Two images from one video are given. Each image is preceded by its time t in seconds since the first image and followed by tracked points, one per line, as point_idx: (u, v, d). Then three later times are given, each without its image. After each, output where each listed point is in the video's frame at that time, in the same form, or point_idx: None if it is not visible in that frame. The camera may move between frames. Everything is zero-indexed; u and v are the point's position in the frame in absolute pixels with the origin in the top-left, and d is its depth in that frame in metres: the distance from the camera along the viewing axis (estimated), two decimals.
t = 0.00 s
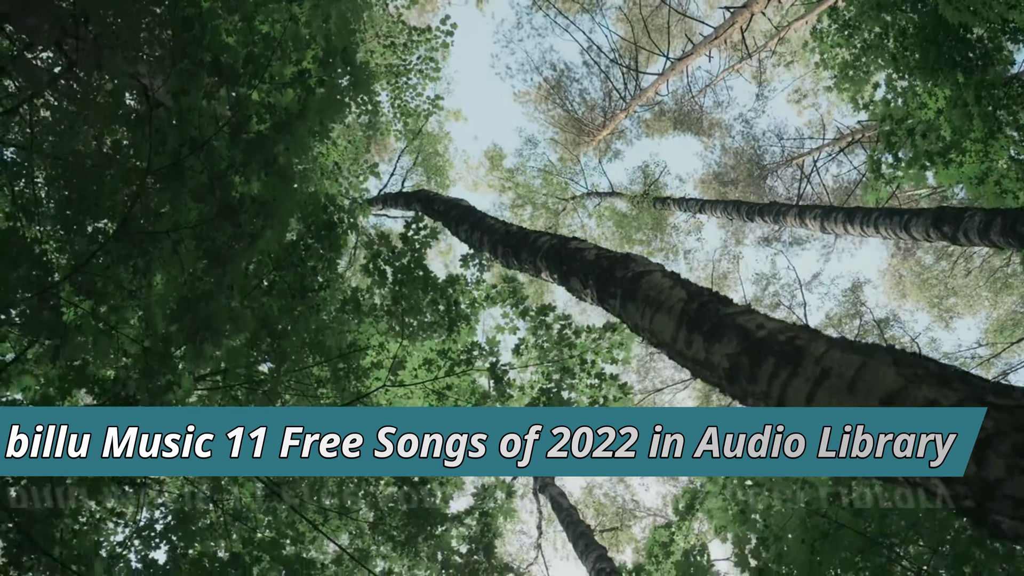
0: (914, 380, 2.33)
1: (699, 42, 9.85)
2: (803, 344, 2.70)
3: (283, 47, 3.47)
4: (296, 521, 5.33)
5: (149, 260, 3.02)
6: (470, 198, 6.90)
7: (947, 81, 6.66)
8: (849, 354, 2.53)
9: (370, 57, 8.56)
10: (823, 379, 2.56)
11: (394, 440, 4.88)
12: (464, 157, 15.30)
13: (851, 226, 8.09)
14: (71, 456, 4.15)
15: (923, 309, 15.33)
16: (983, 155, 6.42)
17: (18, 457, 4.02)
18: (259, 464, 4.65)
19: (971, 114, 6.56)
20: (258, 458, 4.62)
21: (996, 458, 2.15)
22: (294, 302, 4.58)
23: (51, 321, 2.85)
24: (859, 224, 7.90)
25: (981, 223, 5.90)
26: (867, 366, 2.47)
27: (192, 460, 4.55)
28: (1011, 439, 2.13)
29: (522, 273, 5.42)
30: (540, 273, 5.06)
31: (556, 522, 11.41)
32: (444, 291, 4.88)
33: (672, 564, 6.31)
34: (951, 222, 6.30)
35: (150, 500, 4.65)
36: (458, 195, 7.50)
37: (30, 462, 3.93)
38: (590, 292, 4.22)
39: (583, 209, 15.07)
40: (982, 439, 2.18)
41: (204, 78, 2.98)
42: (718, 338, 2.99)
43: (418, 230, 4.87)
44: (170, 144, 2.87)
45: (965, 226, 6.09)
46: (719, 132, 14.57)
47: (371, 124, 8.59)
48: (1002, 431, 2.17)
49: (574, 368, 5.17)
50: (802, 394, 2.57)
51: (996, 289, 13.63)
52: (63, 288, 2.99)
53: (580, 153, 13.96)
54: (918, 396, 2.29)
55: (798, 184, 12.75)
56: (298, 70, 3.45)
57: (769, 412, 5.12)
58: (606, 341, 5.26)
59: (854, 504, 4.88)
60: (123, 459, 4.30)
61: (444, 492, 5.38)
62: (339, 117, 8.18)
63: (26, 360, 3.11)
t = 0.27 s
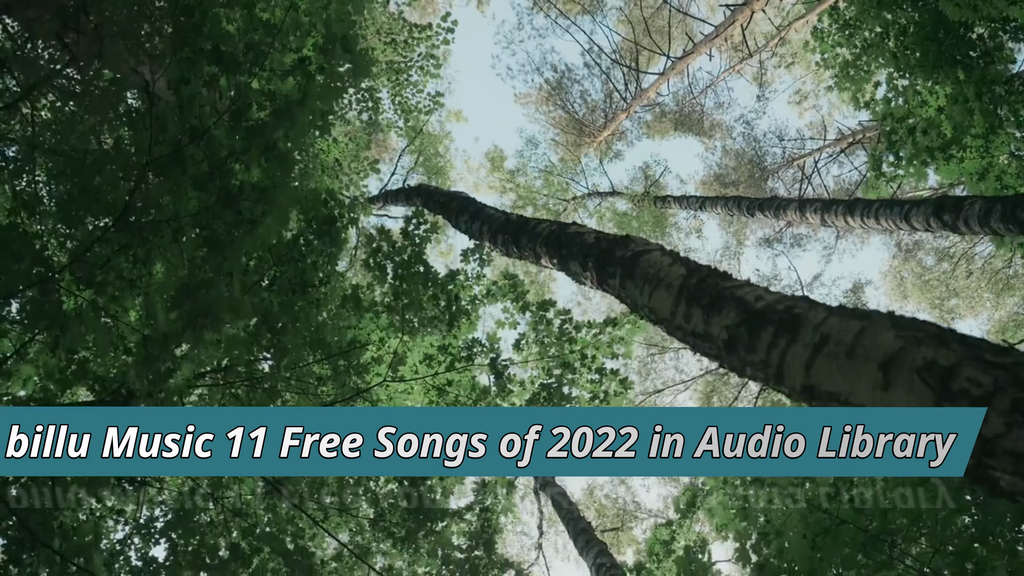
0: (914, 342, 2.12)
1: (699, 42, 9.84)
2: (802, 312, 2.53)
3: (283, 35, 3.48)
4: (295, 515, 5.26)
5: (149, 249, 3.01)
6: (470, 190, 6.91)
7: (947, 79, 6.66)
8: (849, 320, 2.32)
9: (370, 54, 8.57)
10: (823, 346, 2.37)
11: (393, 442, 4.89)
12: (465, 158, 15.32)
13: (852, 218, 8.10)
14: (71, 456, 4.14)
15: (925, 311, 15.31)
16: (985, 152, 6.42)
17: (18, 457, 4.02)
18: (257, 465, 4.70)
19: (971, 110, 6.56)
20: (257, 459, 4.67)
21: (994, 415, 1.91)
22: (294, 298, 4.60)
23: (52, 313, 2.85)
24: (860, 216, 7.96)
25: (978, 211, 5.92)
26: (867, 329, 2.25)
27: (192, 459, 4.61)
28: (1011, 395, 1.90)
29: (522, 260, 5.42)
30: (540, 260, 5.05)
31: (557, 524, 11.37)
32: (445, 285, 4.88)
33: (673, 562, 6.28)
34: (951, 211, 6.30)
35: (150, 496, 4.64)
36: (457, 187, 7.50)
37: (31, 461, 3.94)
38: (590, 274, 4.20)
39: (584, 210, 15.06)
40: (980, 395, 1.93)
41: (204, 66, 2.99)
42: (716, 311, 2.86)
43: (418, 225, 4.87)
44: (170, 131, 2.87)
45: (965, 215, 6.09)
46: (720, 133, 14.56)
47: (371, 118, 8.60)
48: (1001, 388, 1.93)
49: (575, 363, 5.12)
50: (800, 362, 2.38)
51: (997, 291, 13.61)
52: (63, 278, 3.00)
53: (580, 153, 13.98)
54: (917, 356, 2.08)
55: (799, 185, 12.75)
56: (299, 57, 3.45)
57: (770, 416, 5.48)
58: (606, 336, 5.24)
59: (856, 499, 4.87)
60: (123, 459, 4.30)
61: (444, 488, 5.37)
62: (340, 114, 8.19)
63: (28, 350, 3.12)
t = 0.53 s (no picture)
0: (912, 303, 2.05)
1: (700, 41, 9.83)
2: (800, 281, 2.50)
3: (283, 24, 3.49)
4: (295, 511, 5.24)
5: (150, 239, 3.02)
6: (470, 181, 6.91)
7: (948, 76, 6.65)
8: (847, 286, 2.26)
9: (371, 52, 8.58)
10: (821, 312, 2.32)
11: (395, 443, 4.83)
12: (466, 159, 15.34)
13: (853, 210, 8.01)
14: (71, 456, 4.17)
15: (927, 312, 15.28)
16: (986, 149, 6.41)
17: (17, 457, 4.02)
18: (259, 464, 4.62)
19: (971, 106, 6.56)
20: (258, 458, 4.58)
21: (992, 370, 1.83)
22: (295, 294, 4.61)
23: (52, 303, 2.86)
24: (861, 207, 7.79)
25: (979, 201, 5.84)
26: (864, 294, 2.20)
27: (192, 460, 4.52)
28: (1009, 349, 1.82)
29: (522, 248, 5.42)
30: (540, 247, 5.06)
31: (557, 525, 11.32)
32: (445, 280, 4.87)
33: (674, 560, 6.26)
34: (952, 199, 6.21)
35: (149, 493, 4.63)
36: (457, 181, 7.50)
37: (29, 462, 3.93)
38: (589, 257, 4.22)
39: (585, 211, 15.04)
40: (976, 351, 1.86)
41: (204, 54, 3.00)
42: (716, 285, 2.85)
43: (418, 220, 4.87)
44: (170, 120, 2.88)
45: (965, 202, 6.01)
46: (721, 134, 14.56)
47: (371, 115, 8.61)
48: (1000, 343, 1.85)
49: (575, 359, 5.07)
50: (797, 328, 2.34)
51: (999, 292, 13.59)
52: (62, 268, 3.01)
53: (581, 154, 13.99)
54: (916, 317, 2.02)
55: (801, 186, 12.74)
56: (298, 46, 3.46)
57: (770, 417, 5.72)
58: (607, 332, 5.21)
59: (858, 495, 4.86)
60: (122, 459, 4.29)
61: (444, 485, 5.35)
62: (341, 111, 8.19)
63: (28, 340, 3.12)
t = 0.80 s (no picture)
0: (911, 270, 2.01)
1: (700, 39, 9.83)
2: (798, 254, 2.47)
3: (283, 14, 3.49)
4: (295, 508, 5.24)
5: (150, 231, 3.03)
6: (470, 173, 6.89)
7: (948, 73, 6.65)
8: (845, 256, 2.23)
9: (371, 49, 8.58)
10: (820, 283, 2.28)
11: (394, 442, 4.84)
12: (467, 159, 15.39)
13: (852, 203, 7.89)
14: (71, 457, 4.22)
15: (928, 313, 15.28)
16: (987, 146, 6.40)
17: (17, 457, 4.10)
18: (257, 465, 4.59)
19: (971, 102, 6.56)
20: (255, 459, 4.55)
21: (989, 331, 1.79)
22: (294, 290, 4.60)
23: (52, 295, 2.86)
24: (859, 200, 7.65)
25: (979, 189, 5.78)
26: (863, 262, 2.16)
27: (191, 460, 4.48)
28: (1007, 310, 1.78)
29: (521, 238, 5.42)
30: (539, 235, 5.06)
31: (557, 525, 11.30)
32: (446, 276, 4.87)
33: (675, 556, 6.24)
34: (951, 188, 6.15)
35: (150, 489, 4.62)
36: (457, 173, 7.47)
37: (29, 463, 3.98)
38: (588, 242, 4.23)
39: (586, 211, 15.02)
40: (974, 313, 1.82)
41: (204, 44, 2.99)
42: (713, 261, 2.83)
43: (418, 216, 4.87)
44: (170, 112, 2.88)
45: (965, 190, 5.96)
46: (721, 134, 14.56)
47: (371, 112, 8.61)
48: (997, 304, 1.81)
49: (575, 354, 5.05)
50: (795, 299, 2.30)
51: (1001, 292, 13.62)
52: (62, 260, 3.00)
53: (581, 154, 14.02)
54: (914, 284, 1.98)
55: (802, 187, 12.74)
56: (298, 36, 3.46)
57: (770, 419, 5.77)
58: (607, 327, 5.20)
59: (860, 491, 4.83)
60: (122, 460, 4.30)
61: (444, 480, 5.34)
62: (341, 109, 8.19)
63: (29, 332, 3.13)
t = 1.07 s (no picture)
0: (908, 231, 1.98)
1: (700, 39, 9.85)
2: (796, 222, 2.44)
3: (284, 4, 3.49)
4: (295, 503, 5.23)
5: (151, 220, 3.03)
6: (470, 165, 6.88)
7: (948, 71, 6.66)
8: (842, 221, 2.20)
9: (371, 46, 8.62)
10: (817, 249, 2.25)
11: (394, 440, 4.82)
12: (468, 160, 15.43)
13: (851, 193, 7.86)
14: (71, 457, 4.25)
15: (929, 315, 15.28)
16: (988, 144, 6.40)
17: (17, 457, 4.14)
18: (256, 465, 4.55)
19: (972, 98, 6.55)
20: (256, 458, 4.51)
21: (987, 287, 1.75)
22: (294, 285, 4.60)
23: (53, 285, 2.86)
24: (861, 189, 7.66)
25: (979, 175, 5.70)
26: (861, 226, 2.13)
27: (192, 460, 4.43)
28: (1004, 265, 1.74)
29: (521, 225, 5.44)
30: (539, 221, 5.07)
31: (558, 525, 11.28)
32: (445, 270, 4.86)
33: (676, 553, 6.23)
34: (951, 176, 6.09)
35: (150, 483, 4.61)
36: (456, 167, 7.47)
37: (29, 463, 4.01)
38: (588, 225, 4.24)
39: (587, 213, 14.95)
40: (972, 270, 1.78)
41: (205, 33, 2.99)
42: (713, 234, 2.82)
43: (419, 211, 4.86)
44: (171, 100, 2.88)
45: (964, 178, 5.89)
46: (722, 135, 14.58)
47: (371, 109, 8.63)
48: (994, 259, 1.77)
49: (576, 349, 5.03)
50: (792, 266, 2.28)
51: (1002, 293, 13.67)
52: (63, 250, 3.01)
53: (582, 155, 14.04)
54: (911, 244, 1.95)
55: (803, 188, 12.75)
56: (299, 26, 3.46)
57: (770, 419, 5.77)
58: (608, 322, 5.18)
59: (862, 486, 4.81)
60: (122, 459, 4.32)
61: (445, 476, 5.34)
62: (343, 107, 8.21)
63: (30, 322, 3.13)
